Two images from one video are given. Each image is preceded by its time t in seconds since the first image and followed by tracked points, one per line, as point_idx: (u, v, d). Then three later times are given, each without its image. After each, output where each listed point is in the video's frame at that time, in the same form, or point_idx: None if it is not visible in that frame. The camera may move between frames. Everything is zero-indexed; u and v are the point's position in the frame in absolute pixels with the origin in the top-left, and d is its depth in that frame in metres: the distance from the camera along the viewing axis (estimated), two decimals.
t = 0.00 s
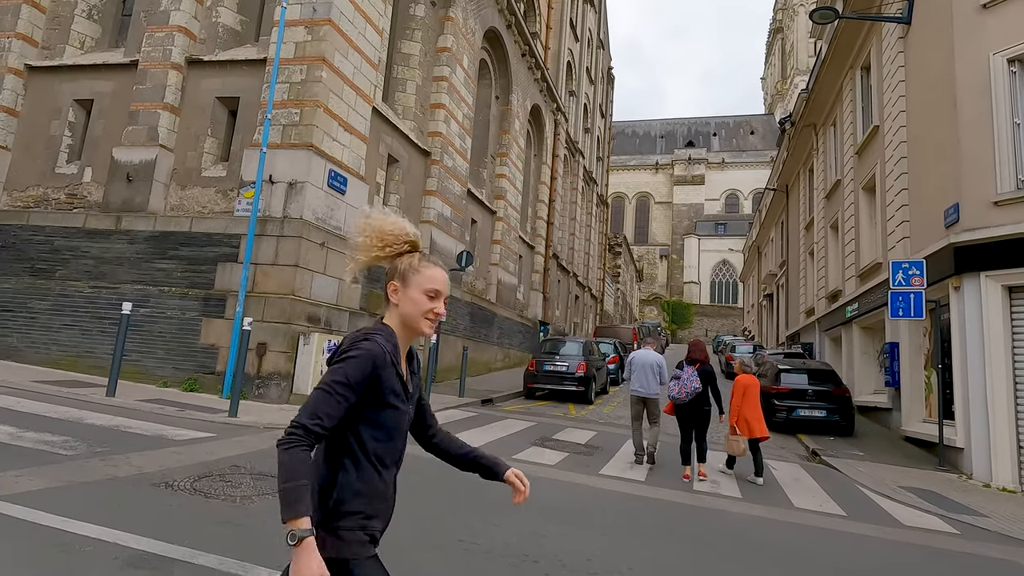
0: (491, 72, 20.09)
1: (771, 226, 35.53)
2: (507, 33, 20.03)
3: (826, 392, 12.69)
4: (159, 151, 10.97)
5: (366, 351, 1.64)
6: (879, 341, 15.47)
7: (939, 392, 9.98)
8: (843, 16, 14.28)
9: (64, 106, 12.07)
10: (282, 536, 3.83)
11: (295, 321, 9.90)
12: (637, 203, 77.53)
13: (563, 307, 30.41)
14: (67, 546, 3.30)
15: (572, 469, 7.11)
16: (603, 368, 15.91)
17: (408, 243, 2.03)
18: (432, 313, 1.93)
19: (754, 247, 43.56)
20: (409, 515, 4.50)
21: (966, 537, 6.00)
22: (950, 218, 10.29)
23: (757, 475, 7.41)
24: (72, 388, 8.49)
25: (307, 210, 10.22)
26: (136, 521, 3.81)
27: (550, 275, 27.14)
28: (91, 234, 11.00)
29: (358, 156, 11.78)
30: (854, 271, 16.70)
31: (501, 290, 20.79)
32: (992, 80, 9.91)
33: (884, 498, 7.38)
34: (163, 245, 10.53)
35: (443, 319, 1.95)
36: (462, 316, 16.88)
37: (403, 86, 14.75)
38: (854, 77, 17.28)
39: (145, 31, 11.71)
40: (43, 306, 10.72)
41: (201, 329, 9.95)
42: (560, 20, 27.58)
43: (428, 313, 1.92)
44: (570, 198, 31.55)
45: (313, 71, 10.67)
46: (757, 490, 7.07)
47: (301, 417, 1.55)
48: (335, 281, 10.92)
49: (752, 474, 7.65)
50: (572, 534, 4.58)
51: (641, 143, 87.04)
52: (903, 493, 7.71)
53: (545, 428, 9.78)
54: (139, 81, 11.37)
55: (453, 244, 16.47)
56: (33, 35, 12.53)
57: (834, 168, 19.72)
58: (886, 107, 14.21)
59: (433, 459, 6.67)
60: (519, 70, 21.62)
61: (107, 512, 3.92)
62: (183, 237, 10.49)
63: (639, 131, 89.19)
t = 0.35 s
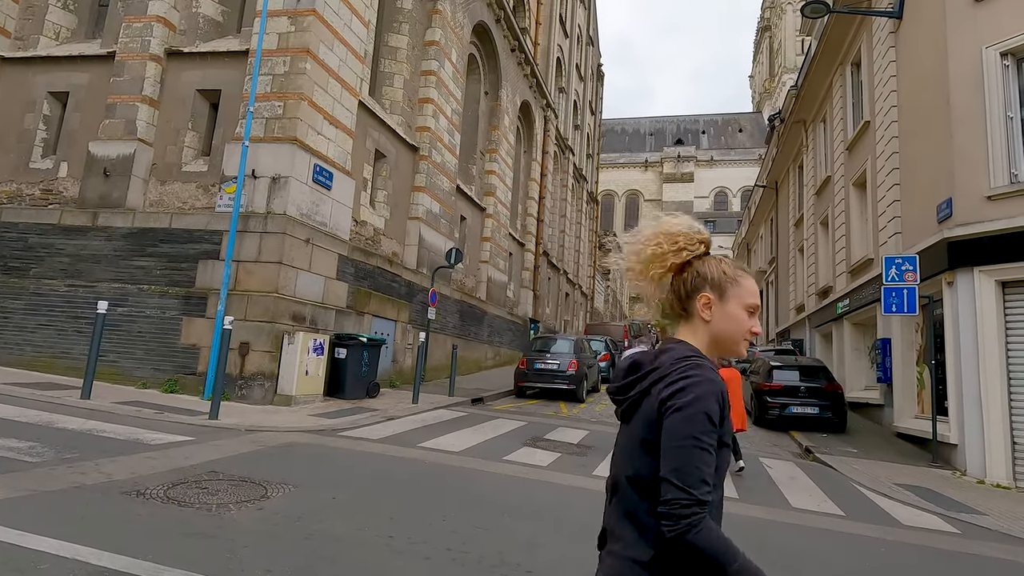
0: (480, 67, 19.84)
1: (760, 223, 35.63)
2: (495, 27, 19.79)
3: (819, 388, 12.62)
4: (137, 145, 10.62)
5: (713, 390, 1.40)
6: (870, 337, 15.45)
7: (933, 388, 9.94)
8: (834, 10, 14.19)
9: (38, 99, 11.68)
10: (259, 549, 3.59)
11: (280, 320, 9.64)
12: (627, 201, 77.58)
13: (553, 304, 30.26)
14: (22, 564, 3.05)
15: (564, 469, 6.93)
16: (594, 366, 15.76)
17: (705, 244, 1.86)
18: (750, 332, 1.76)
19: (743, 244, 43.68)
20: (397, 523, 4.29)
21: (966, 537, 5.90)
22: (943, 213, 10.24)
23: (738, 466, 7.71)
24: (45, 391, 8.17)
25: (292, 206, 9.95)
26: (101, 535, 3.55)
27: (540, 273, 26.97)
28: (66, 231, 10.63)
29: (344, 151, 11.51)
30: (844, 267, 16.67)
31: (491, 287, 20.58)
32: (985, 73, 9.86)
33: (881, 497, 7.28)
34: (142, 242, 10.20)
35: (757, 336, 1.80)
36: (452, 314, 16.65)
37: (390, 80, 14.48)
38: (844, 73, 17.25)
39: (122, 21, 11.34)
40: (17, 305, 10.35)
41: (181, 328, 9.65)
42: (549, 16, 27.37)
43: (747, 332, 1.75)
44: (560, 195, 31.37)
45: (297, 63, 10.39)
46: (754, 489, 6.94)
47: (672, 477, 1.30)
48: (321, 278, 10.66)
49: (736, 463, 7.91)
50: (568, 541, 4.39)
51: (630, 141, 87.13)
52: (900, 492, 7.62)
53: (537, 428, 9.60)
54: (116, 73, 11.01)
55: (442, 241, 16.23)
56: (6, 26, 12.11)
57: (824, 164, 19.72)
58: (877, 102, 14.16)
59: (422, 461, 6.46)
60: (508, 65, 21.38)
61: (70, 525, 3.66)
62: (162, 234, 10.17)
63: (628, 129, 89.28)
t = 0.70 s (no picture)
0: (468, 61, 19.53)
1: (748, 220, 35.70)
2: (483, 20, 19.48)
3: (810, 385, 12.51)
4: (110, 136, 10.20)
5: None
6: (859, 334, 15.40)
7: (924, 384, 9.86)
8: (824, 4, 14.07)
9: (5, 88, 11.21)
10: (224, 565, 3.31)
11: (259, 318, 9.31)
12: (615, 198, 77.64)
13: (542, 301, 30.09)
14: None
15: (554, 471, 6.71)
16: (584, 364, 15.58)
17: None
18: None
19: (731, 242, 43.80)
20: (377, 533, 4.03)
21: (965, 537, 5.77)
22: (935, 208, 10.13)
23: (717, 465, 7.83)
24: (10, 392, 7.78)
25: (272, 199, 9.61)
26: (48, 552, 3.25)
27: (529, 269, 26.77)
28: (35, 226, 10.20)
29: (327, 144, 11.18)
30: (833, 263, 16.62)
31: (478, 284, 20.32)
32: (977, 67, 9.76)
33: (877, 496, 7.15)
34: (115, 237, 9.81)
35: None
36: (438, 311, 16.36)
37: (375, 72, 14.14)
38: (833, 68, 17.19)
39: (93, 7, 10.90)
40: None
41: (156, 326, 9.27)
42: (537, 10, 27.09)
43: None
44: (548, 192, 31.14)
45: (277, 52, 10.03)
46: (747, 489, 6.77)
47: None
48: (302, 274, 10.33)
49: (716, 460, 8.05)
50: (559, 550, 4.16)
51: (618, 138, 87.19)
52: (894, 491, 7.49)
53: (525, 427, 9.37)
54: (87, 61, 10.59)
55: (429, 237, 15.93)
56: None
57: (812, 160, 19.68)
58: (866, 97, 14.08)
59: (406, 464, 6.20)
60: (496, 59, 21.08)
61: (13, 542, 3.35)
62: (136, 228, 9.78)
63: (616, 126, 89.31)
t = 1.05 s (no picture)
0: (454, 52, 19.16)
1: (735, 218, 35.72)
2: (469, 11, 19.13)
3: (798, 382, 12.40)
4: (76, 122, 9.74)
5: None
6: (846, 330, 15.34)
7: (914, 382, 9.76)
8: None
9: None
10: None
11: (234, 313, 8.93)
12: (602, 195, 77.61)
13: (529, 298, 29.85)
14: None
15: (539, 472, 6.46)
16: (570, 361, 15.36)
17: None
18: None
19: (717, 239, 43.86)
20: (348, 543, 3.73)
21: (961, 539, 5.61)
22: (926, 203, 10.02)
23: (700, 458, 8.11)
24: None
25: (247, 189, 9.23)
26: None
27: (516, 265, 26.49)
28: None
29: (306, 133, 10.79)
30: (821, 260, 16.56)
31: (464, 280, 20.02)
32: (968, 60, 9.64)
33: (870, 497, 6.99)
34: (81, 228, 9.36)
35: None
36: (423, 307, 16.03)
37: (358, 61, 13.74)
38: (821, 64, 17.10)
39: None
40: None
41: (124, 321, 8.86)
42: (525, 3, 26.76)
43: None
44: (536, 187, 30.87)
45: (253, 36, 9.63)
46: (738, 490, 6.57)
47: None
48: (280, 268, 9.96)
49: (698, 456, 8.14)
50: (544, 559, 3.90)
51: (605, 135, 87.13)
52: (887, 491, 7.34)
53: (511, 426, 9.11)
54: (53, 43, 10.11)
55: (413, 232, 15.59)
56: None
57: (800, 157, 19.62)
58: (856, 92, 13.98)
59: (384, 465, 5.90)
60: (483, 52, 20.73)
61: None
62: (104, 218, 9.34)
63: (604, 123, 89.26)
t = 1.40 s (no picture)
0: (450, 43, 18.81)
1: (732, 215, 35.53)
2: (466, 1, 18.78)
3: (797, 380, 12.20)
4: (57, 107, 9.40)
5: None
6: (845, 328, 15.16)
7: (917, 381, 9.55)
8: None
9: None
10: None
11: (219, 306, 8.62)
12: (599, 191, 77.34)
13: (524, 293, 29.60)
14: None
15: (534, 472, 6.20)
16: (566, 357, 15.11)
17: None
18: None
19: (714, 236, 43.70)
20: (328, 553, 3.46)
21: (973, 546, 5.39)
22: (931, 198, 9.81)
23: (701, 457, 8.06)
24: None
25: (234, 178, 8.92)
26: None
27: (512, 261, 26.22)
28: None
29: (297, 121, 10.48)
30: (821, 257, 16.37)
31: (459, 275, 19.74)
32: (976, 53, 9.40)
33: (876, 500, 6.77)
34: (62, 216, 9.03)
35: None
36: (417, 302, 15.75)
37: (351, 49, 13.41)
38: (823, 59, 16.86)
39: None
40: None
41: (106, 314, 8.55)
42: None
43: None
44: (532, 182, 30.58)
45: (241, 19, 9.30)
46: (741, 493, 6.33)
47: None
48: (269, 260, 9.66)
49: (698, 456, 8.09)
50: (541, 569, 3.64)
51: (603, 132, 86.79)
52: (892, 493, 7.12)
53: (505, 424, 8.86)
54: (34, 25, 9.75)
55: (407, 225, 15.28)
56: None
57: (800, 153, 19.40)
58: (858, 87, 13.74)
59: (372, 466, 5.63)
60: (479, 43, 20.39)
61: None
62: (85, 207, 9.01)
63: (602, 119, 88.98)
